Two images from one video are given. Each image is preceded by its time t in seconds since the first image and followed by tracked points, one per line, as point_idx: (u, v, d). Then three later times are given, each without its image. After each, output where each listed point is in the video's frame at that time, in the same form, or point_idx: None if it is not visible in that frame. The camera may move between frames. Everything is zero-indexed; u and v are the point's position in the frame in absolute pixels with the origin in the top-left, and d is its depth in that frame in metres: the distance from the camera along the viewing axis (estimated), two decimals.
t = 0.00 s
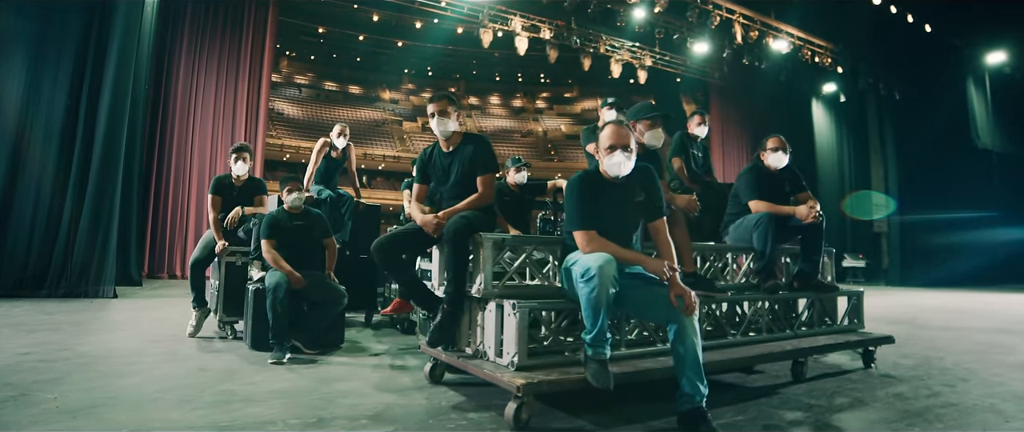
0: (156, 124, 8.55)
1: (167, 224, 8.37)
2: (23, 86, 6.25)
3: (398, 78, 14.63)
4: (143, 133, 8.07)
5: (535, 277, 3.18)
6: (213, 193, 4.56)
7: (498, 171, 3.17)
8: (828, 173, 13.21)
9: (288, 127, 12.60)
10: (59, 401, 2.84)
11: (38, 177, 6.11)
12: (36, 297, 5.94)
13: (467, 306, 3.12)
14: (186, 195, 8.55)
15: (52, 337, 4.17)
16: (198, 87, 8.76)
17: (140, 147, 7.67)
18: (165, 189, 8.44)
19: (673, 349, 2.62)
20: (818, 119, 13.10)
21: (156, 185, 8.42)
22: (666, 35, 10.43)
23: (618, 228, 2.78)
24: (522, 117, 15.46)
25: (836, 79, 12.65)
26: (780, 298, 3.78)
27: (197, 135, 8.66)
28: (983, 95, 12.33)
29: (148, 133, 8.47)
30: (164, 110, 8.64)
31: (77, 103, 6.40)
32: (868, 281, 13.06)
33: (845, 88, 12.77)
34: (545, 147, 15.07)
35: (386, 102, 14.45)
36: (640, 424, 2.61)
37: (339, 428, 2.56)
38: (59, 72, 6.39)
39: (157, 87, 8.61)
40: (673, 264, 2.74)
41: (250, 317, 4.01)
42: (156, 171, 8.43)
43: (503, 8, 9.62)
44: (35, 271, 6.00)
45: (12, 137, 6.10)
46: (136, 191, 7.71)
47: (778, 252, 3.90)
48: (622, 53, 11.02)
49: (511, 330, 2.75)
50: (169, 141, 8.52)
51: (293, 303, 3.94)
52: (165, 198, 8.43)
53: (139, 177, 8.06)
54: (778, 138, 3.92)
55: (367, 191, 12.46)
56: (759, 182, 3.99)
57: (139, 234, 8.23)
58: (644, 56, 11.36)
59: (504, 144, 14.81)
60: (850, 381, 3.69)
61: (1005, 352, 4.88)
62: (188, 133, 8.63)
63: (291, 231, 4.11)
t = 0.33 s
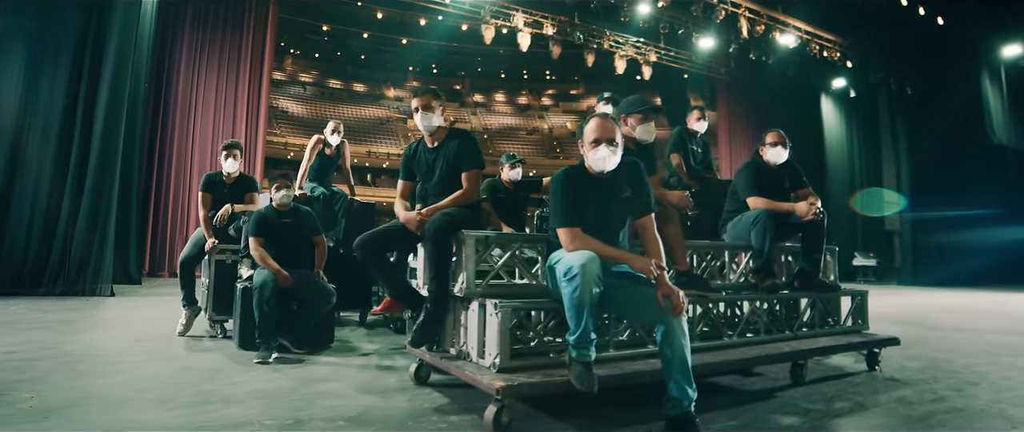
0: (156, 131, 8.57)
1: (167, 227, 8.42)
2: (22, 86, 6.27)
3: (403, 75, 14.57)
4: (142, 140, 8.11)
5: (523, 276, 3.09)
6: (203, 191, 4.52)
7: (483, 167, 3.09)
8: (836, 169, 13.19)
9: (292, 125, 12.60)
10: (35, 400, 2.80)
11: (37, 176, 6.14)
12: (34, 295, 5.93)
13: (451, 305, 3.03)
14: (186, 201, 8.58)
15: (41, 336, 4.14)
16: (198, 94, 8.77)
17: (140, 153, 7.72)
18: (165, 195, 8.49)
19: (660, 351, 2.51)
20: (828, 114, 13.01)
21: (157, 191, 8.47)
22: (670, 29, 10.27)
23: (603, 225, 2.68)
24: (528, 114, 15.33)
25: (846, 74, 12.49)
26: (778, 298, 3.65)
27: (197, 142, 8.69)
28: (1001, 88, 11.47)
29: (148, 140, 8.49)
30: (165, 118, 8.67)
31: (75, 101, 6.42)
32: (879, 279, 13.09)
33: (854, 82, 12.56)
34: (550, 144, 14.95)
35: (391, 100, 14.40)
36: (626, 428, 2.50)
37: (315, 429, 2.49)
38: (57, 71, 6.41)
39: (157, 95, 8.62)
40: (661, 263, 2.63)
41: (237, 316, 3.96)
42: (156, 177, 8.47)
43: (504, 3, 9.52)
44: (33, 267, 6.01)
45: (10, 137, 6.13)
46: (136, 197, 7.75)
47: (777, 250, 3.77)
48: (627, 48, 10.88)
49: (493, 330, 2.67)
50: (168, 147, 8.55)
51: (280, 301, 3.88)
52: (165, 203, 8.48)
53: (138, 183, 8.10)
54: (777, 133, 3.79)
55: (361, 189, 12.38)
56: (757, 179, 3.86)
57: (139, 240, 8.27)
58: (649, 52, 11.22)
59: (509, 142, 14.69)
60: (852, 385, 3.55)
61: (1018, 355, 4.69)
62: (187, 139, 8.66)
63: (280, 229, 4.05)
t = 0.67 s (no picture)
0: (156, 126, 8.65)
1: (167, 224, 8.46)
2: (19, 84, 6.30)
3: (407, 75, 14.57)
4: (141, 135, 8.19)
5: (509, 277, 3.00)
6: (192, 190, 4.48)
7: (466, 164, 3.01)
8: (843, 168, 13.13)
9: (295, 125, 12.60)
10: (8, 401, 2.74)
11: (34, 175, 6.16)
12: (29, 294, 5.95)
13: (433, 306, 2.95)
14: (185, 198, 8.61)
15: (28, 335, 4.10)
16: (198, 91, 8.81)
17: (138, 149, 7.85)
18: (164, 192, 8.54)
19: (644, 355, 2.41)
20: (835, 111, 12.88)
21: (156, 186, 8.55)
22: (674, 26, 10.16)
23: (585, 224, 2.58)
24: (532, 113, 15.25)
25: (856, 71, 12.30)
26: (774, 300, 3.53)
27: (196, 138, 8.73)
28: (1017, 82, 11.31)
29: (148, 137, 8.60)
30: (165, 113, 8.76)
31: (71, 100, 6.44)
32: (889, 280, 12.83)
33: (863, 79, 12.42)
34: (555, 143, 14.84)
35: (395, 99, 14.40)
36: None
37: None
38: (54, 69, 6.42)
39: (157, 90, 8.74)
40: (647, 263, 2.53)
41: (223, 316, 3.90)
42: (155, 172, 8.54)
43: (505, 1, 9.43)
44: (30, 265, 6.03)
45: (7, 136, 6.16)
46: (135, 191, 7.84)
47: (773, 250, 3.65)
48: (630, 46, 10.75)
49: (472, 332, 2.58)
50: (168, 141, 8.61)
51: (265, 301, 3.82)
52: (165, 200, 8.54)
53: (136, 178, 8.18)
54: (774, 129, 3.68)
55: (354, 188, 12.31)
56: (754, 176, 3.74)
57: (139, 234, 8.37)
58: (653, 50, 11.11)
59: (513, 140, 14.55)
60: (851, 390, 3.42)
61: None
62: (187, 137, 8.70)
63: (266, 229, 4.00)
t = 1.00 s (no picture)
0: (156, 119, 8.89)
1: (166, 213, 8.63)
2: (14, 86, 6.30)
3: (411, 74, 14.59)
4: (141, 127, 8.43)
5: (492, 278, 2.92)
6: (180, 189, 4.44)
7: (447, 162, 2.93)
8: (854, 160, 12.96)
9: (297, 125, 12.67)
10: None
11: (29, 177, 6.18)
12: (25, 294, 6.02)
13: (412, 308, 2.87)
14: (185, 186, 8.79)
15: (13, 335, 4.06)
16: (198, 84, 9.13)
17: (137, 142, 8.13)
18: (163, 181, 8.74)
19: (626, 359, 2.30)
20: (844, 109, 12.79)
21: (156, 175, 8.76)
22: (678, 23, 10.04)
23: (565, 224, 2.49)
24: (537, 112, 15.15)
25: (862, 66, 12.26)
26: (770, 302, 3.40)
27: (196, 130, 9.03)
28: None
29: (148, 128, 8.85)
30: (164, 106, 9.03)
31: (67, 102, 6.45)
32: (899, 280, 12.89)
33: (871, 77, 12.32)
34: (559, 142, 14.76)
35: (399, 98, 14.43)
36: None
37: None
38: (49, 71, 6.42)
39: (158, 84, 9.01)
40: (629, 263, 2.43)
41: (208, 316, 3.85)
42: (155, 164, 8.75)
43: None
44: (25, 265, 6.06)
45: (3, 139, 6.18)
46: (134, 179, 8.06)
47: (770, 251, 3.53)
48: (632, 43, 10.62)
49: (449, 334, 2.49)
50: (168, 131, 8.87)
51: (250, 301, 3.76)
52: (165, 189, 8.74)
53: (136, 169, 8.38)
54: (770, 126, 3.58)
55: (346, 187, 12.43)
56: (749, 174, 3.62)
57: (140, 221, 8.57)
58: (656, 47, 10.99)
59: (516, 141, 14.71)
60: (850, 395, 3.30)
61: None
62: (186, 128, 9.00)
63: (252, 228, 3.94)
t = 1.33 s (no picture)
0: (156, 119, 8.91)
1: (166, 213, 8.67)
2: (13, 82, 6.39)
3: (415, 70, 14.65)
4: (140, 131, 8.46)
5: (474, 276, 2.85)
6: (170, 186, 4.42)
7: (428, 156, 2.85)
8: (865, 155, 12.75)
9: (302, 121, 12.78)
10: None
11: (27, 172, 6.24)
12: (23, 291, 6.02)
13: (392, 306, 2.79)
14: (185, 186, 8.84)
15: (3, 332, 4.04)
16: (198, 83, 9.16)
17: (137, 146, 8.17)
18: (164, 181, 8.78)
19: (607, 361, 2.20)
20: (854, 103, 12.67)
21: (156, 175, 8.79)
22: (683, 17, 9.88)
23: (544, 220, 2.40)
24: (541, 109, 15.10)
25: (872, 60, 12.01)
26: (765, 300, 3.29)
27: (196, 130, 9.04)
28: None
29: (148, 128, 8.88)
30: (165, 109, 9.06)
31: (64, 98, 6.50)
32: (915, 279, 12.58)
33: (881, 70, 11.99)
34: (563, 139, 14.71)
35: (403, 95, 14.52)
36: None
37: None
38: (46, 66, 6.49)
39: (158, 87, 9.05)
40: (611, 261, 2.34)
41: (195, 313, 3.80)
42: (155, 167, 8.78)
43: None
44: (23, 263, 6.09)
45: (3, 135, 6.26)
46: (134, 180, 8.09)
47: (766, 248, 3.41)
48: (637, 38, 10.46)
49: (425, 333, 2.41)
50: (169, 130, 8.90)
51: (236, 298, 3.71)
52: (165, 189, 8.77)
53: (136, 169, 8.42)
54: (767, 118, 3.44)
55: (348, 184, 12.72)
56: (744, 169, 3.51)
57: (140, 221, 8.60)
58: (661, 41, 10.82)
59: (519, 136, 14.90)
60: (849, 398, 3.17)
61: None
62: (187, 127, 9.01)
63: (239, 225, 3.90)
